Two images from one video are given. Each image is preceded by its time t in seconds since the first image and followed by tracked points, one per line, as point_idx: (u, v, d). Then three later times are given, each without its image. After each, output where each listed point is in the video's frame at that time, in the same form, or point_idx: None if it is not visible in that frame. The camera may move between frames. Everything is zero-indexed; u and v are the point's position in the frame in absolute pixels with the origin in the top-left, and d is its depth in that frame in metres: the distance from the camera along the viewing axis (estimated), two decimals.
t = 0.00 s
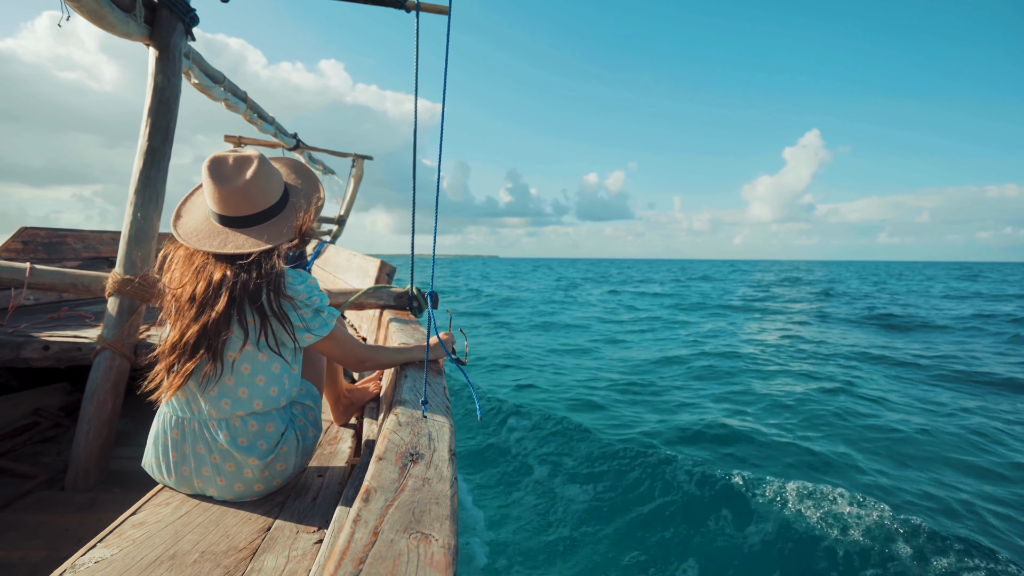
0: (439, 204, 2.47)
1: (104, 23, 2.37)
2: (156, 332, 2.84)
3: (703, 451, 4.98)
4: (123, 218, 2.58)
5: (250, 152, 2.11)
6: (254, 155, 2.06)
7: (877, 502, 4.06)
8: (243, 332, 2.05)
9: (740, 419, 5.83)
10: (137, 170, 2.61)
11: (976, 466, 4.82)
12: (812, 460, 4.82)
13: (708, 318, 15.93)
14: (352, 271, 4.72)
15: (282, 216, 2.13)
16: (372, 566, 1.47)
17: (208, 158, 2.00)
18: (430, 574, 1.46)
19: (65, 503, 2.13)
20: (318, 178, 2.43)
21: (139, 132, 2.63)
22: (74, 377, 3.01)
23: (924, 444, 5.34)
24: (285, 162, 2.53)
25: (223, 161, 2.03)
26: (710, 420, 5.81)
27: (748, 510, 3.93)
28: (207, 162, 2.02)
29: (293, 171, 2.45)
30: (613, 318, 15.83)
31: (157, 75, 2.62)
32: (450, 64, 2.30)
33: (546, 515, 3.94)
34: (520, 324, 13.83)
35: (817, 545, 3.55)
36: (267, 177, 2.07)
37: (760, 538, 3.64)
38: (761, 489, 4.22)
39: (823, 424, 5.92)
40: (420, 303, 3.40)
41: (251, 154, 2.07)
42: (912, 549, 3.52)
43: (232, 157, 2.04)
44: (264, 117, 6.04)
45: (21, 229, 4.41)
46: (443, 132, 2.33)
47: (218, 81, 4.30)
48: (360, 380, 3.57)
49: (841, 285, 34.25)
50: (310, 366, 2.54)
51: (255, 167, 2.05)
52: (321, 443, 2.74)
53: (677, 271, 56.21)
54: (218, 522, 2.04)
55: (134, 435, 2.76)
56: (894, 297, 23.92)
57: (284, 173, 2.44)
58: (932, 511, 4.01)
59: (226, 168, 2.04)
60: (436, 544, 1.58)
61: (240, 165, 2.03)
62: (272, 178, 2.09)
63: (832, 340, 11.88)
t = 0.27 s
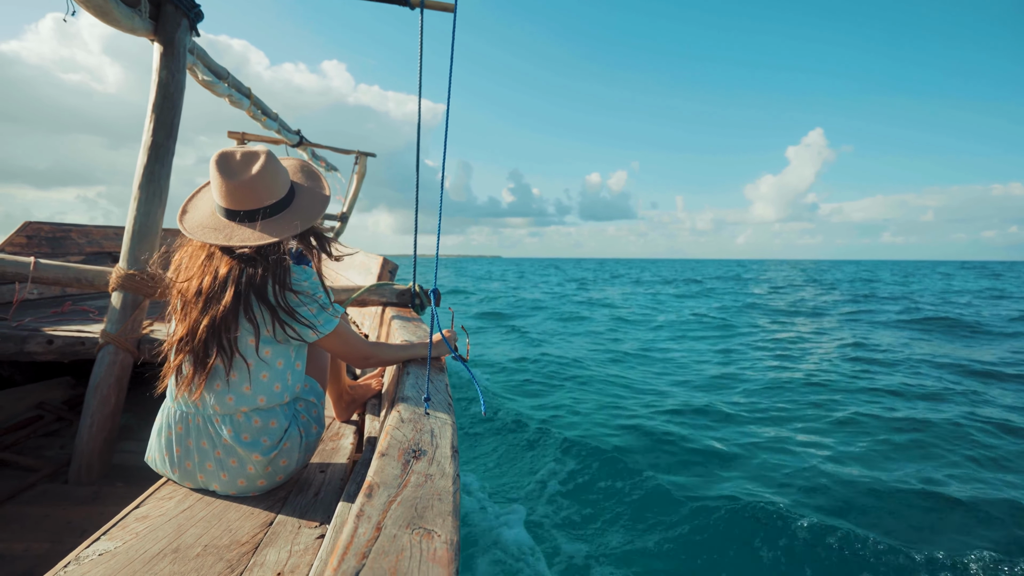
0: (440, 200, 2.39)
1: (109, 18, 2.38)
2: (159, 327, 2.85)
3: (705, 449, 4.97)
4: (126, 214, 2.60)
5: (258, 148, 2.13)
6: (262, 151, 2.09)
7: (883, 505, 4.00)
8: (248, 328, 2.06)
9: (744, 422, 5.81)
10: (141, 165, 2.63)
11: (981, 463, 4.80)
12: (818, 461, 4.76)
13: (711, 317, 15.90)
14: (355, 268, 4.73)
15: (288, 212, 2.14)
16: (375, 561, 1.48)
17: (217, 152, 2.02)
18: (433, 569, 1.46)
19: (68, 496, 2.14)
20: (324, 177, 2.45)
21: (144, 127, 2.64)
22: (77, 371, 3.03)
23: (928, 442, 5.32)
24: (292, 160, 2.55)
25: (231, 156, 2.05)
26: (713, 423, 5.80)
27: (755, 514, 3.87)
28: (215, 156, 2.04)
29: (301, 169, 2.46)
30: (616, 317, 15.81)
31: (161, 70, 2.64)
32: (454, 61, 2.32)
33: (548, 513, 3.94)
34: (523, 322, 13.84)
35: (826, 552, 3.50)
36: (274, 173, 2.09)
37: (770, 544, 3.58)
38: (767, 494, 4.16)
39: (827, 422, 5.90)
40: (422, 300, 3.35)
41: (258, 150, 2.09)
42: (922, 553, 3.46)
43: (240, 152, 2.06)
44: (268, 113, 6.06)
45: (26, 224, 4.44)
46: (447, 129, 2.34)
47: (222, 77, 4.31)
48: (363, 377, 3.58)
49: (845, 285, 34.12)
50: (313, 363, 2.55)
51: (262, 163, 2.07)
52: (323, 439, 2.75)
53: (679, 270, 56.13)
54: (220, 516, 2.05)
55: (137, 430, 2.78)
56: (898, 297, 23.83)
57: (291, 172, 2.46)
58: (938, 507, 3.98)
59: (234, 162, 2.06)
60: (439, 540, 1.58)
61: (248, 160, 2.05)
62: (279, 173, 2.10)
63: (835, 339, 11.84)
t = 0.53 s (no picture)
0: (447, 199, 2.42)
1: (113, 12, 2.40)
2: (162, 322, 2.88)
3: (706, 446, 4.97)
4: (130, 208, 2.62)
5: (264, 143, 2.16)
6: (268, 145, 2.11)
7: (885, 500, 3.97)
8: (251, 323, 2.08)
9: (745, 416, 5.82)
10: (144, 160, 2.65)
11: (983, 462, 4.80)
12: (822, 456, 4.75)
13: (713, 317, 15.88)
14: (357, 264, 4.75)
15: (292, 207, 2.16)
16: (375, 555, 1.49)
17: (223, 145, 2.04)
18: (432, 564, 1.47)
19: (70, 488, 2.16)
20: (329, 173, 2.47)
21: (147, 122, 2.67)
22: (79, 365, 3.05)
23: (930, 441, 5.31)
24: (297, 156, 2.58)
25: (237, 149, 2.07)
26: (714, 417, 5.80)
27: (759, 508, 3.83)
28: (221, 149, 2.06)
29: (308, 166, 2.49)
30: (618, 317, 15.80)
31: (165, 65, 2.66)
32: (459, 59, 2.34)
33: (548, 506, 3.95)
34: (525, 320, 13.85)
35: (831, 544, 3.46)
36: (280, 166, 2.10)
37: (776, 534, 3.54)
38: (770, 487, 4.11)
39: (828, 421, 5.90)
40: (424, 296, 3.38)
41: (264, 144, 2.11)
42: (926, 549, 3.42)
43: (246, 146, 2.09)
44: (271, 108, 6.09)
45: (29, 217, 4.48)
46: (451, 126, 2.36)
47: (226, 71, 4.34)
48: (364, 372, 3.61)
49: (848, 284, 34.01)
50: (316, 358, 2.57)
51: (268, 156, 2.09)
52: (324, 434, 2.77)
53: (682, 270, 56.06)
54: (221, 510, 2.07)
55: (139, 424, 2.80)
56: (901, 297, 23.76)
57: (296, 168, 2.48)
58: (939, 504, 3.97)
59: (240, 155, 2.08)
60: (439, 535, 1.60)
61: (253, 153, 2.07)
62: (284, 167, 2.12)
63: (838, 339, 11.82)
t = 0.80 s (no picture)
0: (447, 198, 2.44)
1: (116, 7, 2.42)
2: (164, 317, 2.89)
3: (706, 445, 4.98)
4: (132, 203, 2.64)
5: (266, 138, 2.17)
6: (269, 141, 2.13)
7: (887, 504, 3.97)
8: (252, 319, 2.09)
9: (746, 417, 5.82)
10: (147, 155, 2.66)
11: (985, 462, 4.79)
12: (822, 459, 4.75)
13: (715, 317, 15.87)
14: (359, 261, 4.77)
15: (294, 203, 2.17)
16: (375, 551, 1.50)
17: (225, 142, 2.06)
18: (433, 560, 1.48)
19: (73, 482, 2.18)
20: (331, 168, 2.48)
21: (150, 117, 2.68)
22: (82, 359, 3.07)
23: (931, 441, 5.30)
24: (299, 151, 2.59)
25: (239, 145, 2.09)
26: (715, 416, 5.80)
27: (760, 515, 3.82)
28: (224, 145, 2.08)
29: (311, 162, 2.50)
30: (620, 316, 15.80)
31: (168, 60, 2.68)
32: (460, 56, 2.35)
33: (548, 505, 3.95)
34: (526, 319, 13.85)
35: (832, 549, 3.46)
36: (282, 162, 2.12)
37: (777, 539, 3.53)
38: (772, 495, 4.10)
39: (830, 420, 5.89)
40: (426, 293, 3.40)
41: (266, 140, 2.13)
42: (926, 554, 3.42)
43: (248, 142, 2.10)
44: (273, 104, 6.11)
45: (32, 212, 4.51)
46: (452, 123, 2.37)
47: (229, 67, 4.36)
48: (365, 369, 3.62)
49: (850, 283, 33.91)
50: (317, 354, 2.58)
51: (270, 152, 2.10)
52: (325, 430, 2.78)
53: (684, 269, 55.98)
54: (223, 504, 2.08)
55: (141, 419, 2.81)
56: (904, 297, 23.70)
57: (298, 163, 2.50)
58: (940, 504, 3.97)
59: (242, 151, 2.10)
60: (439, 532, 1.60)
61: (256, 149, 2.09)
62: (287, 163, 2.13)
63: (840, 338, 11.79)
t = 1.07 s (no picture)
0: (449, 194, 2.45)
1: (119, 2, 2.43)
2: (166, 313, 2.91)
3: (709, 443, 4.98)
4: (135, 199, 2.65)
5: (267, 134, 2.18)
6: (271, 137, 2.14)
7: (889, 502, 3.96)
8: (254, 314, 2.10)
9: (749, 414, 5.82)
10: (150, 151, 2.68)
11: (987, 459, 4.79)
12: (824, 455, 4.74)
13: (717, 315, 15.85)
14: (361, 257, 4.79)
15: (295, 199, 2.18)
16: (378, 545, 1.51)
17: (226, 137, 2.07)
18: (435, 554, 1.49)
19: (76, 476, 2.19)
20: (333, 164, 2.49)
21: (153, 113, 2.70)
22: (85, 355, 3.09)
23: (934, 437, 5.30)
24: (301, 147, 2.61)
25: (240, 141, 2.10)
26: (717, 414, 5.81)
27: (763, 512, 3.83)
28: (225, 141, 2.09)
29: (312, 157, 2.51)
30: (622, 314, 15.80)
31: (170, 56, 2.69)
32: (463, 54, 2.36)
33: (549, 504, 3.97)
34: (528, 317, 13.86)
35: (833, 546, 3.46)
36: (283, 157, 2.13)
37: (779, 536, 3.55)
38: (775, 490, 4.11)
39: (832, 416, 5.89)
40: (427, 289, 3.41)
41: (267, 136, 2.14)
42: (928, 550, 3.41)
43: (249, 137, 2.11)
44: (275, 100, 6.14)
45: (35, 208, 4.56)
46: (455, 120, 2.38)
47: (231, 63, 4.38)
48: (367, 365, 3.64)
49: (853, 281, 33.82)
50: (321, 350, 2.60)
51: (271, 147, 2.11)
52: (328, 426, 2.79)
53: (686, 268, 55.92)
54: (225, 499, 2.09)
55: (144, 414, 2.83)
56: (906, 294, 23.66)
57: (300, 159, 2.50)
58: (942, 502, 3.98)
59: (243, 147, 2.11)
60: (441, 527, 1.61)
61: (257, 145, 2.10)
62: (287, 159, 2.15)
63: (842, 336, 11.78)
